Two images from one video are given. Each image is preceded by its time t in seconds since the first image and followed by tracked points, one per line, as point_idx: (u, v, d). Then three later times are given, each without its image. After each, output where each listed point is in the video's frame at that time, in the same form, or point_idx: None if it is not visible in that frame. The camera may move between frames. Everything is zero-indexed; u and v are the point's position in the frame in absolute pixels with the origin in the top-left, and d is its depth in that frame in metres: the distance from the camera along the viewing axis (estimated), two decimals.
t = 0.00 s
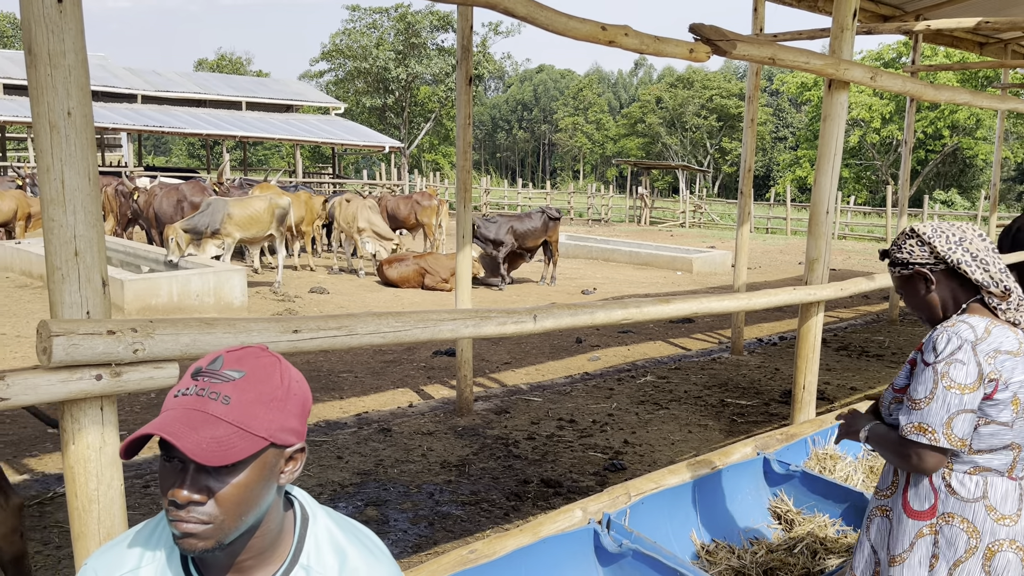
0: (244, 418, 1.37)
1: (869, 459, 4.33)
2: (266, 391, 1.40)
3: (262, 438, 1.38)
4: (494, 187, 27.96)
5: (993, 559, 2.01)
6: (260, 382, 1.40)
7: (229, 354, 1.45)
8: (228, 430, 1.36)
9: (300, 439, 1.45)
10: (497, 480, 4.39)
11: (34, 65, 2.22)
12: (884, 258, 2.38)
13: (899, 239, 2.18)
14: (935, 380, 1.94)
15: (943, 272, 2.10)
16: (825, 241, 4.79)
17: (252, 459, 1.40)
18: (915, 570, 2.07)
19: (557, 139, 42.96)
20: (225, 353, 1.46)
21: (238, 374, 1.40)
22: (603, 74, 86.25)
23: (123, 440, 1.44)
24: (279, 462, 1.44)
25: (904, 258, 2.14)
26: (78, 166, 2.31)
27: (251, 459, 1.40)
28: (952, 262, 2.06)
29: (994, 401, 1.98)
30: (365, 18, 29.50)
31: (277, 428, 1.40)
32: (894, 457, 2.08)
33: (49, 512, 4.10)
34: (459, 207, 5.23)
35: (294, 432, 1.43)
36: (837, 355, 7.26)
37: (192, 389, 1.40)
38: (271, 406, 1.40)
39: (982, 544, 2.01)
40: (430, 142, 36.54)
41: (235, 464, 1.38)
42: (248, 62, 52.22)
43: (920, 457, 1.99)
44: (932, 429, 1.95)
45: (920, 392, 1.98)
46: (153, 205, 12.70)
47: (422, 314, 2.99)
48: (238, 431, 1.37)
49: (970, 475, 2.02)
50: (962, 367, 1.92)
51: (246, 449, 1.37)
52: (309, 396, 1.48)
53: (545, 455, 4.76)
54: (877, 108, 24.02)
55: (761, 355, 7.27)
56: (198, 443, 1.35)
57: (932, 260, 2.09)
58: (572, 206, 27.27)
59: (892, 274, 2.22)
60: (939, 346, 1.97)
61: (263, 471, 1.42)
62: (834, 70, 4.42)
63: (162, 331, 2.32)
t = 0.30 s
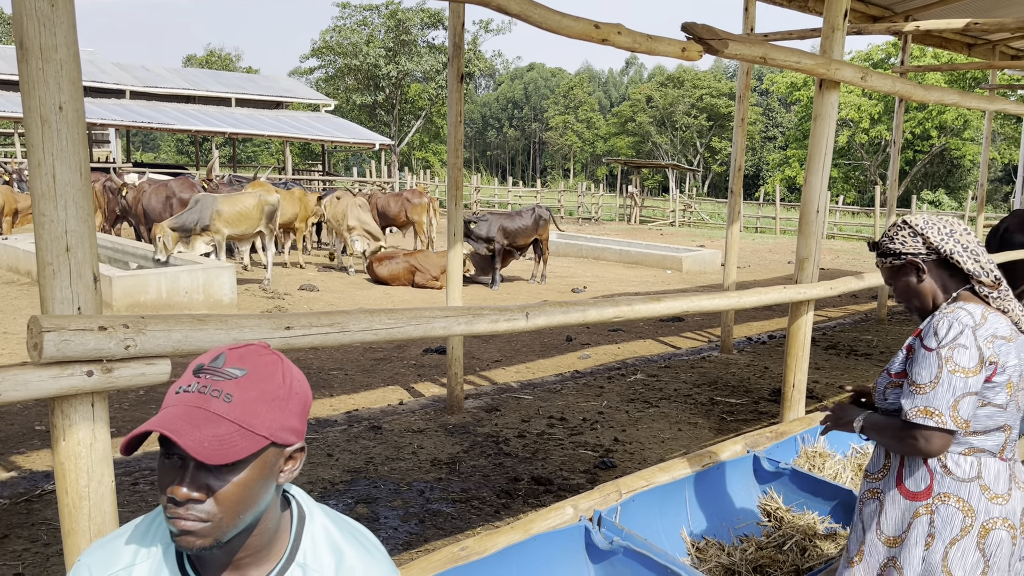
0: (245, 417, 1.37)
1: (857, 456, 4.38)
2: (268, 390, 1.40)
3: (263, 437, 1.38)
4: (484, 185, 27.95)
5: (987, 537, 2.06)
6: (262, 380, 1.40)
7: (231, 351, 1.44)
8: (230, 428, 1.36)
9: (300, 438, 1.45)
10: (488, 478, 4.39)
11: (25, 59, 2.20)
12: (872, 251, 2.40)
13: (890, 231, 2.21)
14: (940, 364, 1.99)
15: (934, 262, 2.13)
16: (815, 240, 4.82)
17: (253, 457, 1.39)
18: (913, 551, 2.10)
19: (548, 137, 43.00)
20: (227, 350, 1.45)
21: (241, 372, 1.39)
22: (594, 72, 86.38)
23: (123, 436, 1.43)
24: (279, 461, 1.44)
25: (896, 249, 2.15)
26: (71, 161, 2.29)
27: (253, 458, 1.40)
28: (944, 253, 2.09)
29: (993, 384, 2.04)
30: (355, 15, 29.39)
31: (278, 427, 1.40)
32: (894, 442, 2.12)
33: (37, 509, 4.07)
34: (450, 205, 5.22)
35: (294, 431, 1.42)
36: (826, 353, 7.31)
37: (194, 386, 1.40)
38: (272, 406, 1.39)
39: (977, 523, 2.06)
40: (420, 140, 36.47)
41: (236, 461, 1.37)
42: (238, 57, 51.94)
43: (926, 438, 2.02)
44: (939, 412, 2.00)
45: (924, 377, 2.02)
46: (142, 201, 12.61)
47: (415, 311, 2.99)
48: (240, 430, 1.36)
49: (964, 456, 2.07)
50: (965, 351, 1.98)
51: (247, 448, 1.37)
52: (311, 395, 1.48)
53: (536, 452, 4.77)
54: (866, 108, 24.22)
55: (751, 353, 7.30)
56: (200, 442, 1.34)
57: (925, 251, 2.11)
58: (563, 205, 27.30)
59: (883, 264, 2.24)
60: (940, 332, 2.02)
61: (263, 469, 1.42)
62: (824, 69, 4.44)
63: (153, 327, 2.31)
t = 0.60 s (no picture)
0: (226, 410, 1.36)
1: (844, 454, 4.41)
2: (249, 383, 1.39)
3: (244, 430, 1.37)
4: (473, 183, 27.92)
5: (966, 533, 2.09)
6: (244, 374, 1.39)
7: (213, 345, 1.44)
8: (210, 421, 1.35)
9: (282, 432, 1.44)
10: (476, 475, 4.39)
11: (8, 53, 2.17)
12: (857, 248, 2.41)
13: (875, 228, 2.22)
14: (924, 361, 2.01)
15: (919, 260, 2.14)
16: (802, 239, 4.84)
17: (234, 450, 1.38)
18: (894, 547, 2.12)
19: (536, 135, 43.00)
20: (209, 344, 1.44)
21: (222, 366, 1.38)
22: (584, 70, 86.49)
23: (104, 429, 1.42)
24: (261, 455, 1.43)
25: (880, 246, 2.16)
26: (55, 156, 2.26)
27: (234, 451, 1.39)
28: (929, 250, 2.10)
29: (975, 381, 2.06)
30: (344, 11, 29.25)
31: (259, 421, 1.39)
32: (874, 439, 2.13)
33: (20, 507, 4.02)
34: (438, 202, 5.21)
35: (276, 425, 1.41)
36: (812, 352, 7.35)
37: (175, 379, 1.39)
38: (254, 399, 1.38)
39: (956, 519, 2.08)
40: (409, 137, 36.38)
41: (217, 455, 1.36)
42: (224, 53, 51.56)
43: (909, 434, 2.03)
44: (921, 408, 2.01)
45: (908, 372, 2.04)
46: (127, 197, 12.51)
47: (402, 308, 2.97)
48: (219, 422, 1.35)
49: (944, 453, 2.10)
50: (948, 348, 1.99)
51: (228, 441, 1.36)
52: (293, 389, 1.47)
53: (524, 450, 4.77)
54: (853, 108, 24.40)
55: (738, 351, 7.33)
56: (180, 434, 1.33)
57: (910, 248, 2.12)
58: (551, 203, 27.29)
59: (867, 261, 2.25)
60: (924, 328, 2.04)
61: (245, 463, 1.41)
62: (812, 69, 4.46)
63: (138, 324, 2.28)
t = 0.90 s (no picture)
0: (207, 406, 1.35)
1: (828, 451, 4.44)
2: (231, 379, 1.38)
3: (226, 427, 1.36)
4: (460, 180, 27.88)
5: (926, 532, 2.11)
6: (225, 370, 1.38)
7: (194, 342, 1.43)
8: (191, 417, 1.34)
9: (264, 429, 1.43)
10: (462, 473, 4.39)
11: None
12: (834, 245, 2.43)
13: (852, 225, 2.24)
14: (886, 364, 2.04)
15: (892, 259, 2.16)
16: (787, 237, 4.87)
17: (215, 446, 1.38)
18: (858, 545, 2.16)
19: (524, 133, 43.00)
20: (190, 341, 1.44)
21: (203, 362, 1.38)
22: (571, 68, 86.55)
23: (84, 426, 1.41)
24: (243, 452, 1.42)
25: (856, 243, 2.18)
26: (37, 152, 2.24)
27: (216, 447, 1.38)
28: (902, 249, 2.12)
29: (937, 385, 2.08)
30: (331, 7, 29.11)
31: (241, 417, 1.38)
32: (840, 439, 2.16)
33: (3, 506, 3.99)
34: (425, 199, 5.20)
35: (258, 421, 1.41)
36: (797, 349, 7.40)
37: (155, 375, 1.38)
38: (235, 396, 1.38)
39: (916, 518, 2.11)
40: (396, 134, 36.27)
41: (198, 451, 1.36)
42: (210, 49, 51.20)
43: (871, 437, 2.06)
44: (882, 411, 2.04)
45: (871, 376, 2.06)
46: (112, 194, 12.41)
47: (388, 305, 2.96)
48: (201, 418, 1.34)
49: (907, 453, 2.12)
50: (910, 352, 2.02)
51: (209, 437, 1.35)
52: (276, 386, 1.46)
53: (510, 448, 4.77)
54: (839, 107, 24.57)
55: (724, 349, 7.37)
56: (160, 430, 1.32)
57: (883, 247, 2.14)
58: (539, 201, 27.30)
59: (843, 259, 2.27)
60: (889, 331, 2.06)
61: (227, 460, 1.40)
62: (797, 68, 4.48)
63: (122, 321, 2.27)
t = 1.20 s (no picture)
0: (191, 409, 1.35)
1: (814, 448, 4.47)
2: (214, 381, 1.38)
3: (209, 429, 1.36)
4: (449, 178, 27.86)
5: (896, 530, 2.13)
6: (209, 372, 1.38)
7: (178, 344, 1.42)
8: (175, 420, 1.34)
9: (248, 431, 1.43)
10: (449, 471, 4.39)
11: None
12: (814, 242, 2.45)
13: (831, 223, 2.26)
14: (858, 361, 2.05)
15: (870, 257, 2.18)
16: (772, 235, 4.89)
17: (199, 449, 1.37)
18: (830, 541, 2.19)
19: (513, 131, 43.00)
20: (174, 342, 1.43)
21: (187, 364, 1.37)
22: (560, 66, 86.62)
23: (65, 428, 1.40)
24: (226, 454, 1.42)
25: (835, 241, 2.21)
26: (17, 150, 2.22)
27: (199, 450, 1.38)
28: (880, 247, 2.14)
29: (908, 382, 2.10)
30: (318, 5, 29.00)
31: (225, 419, 1.38)
32: (814, 436, 2.18)
33: None
34: (412, 197, 5.19)
35: (242, 423, 1.41)
36: (784, 347, 7.44)
37: (138, 377, 1.37)
38: (219, 398, 1.37)
39: (886, 515, 2.13)
40: (384, 132, 36.19)
41: (181, 454, 1.35)
42: (197, 45, 50.87)
43: (840, 433, 2.09)
44: (853, 408, 2.05)
45: (843, 372, 2.08)
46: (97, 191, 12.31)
47: (373, 304, 2.94)
48: (184, 422, 1.34)
49: (879, 450, 2.14)
50: (882, 348, 2.04)
51: (193, 440, 1.35)
52: (260, 388, 1.46)
53: (497, 445, 4.78)
54: (826, 105, 24.69)
55: (711, 347, 7.41)
56: (142, 434, 1.32)
57: (862, 244, 2.16)
58: (528, 198, 27.30)
59: (822, 256, 2.29)
60: (861, 328, 2.08)
61: (210, 462, 1.40)
62: (783, 66, 4.49)
63: (104, 320, 2.25)
